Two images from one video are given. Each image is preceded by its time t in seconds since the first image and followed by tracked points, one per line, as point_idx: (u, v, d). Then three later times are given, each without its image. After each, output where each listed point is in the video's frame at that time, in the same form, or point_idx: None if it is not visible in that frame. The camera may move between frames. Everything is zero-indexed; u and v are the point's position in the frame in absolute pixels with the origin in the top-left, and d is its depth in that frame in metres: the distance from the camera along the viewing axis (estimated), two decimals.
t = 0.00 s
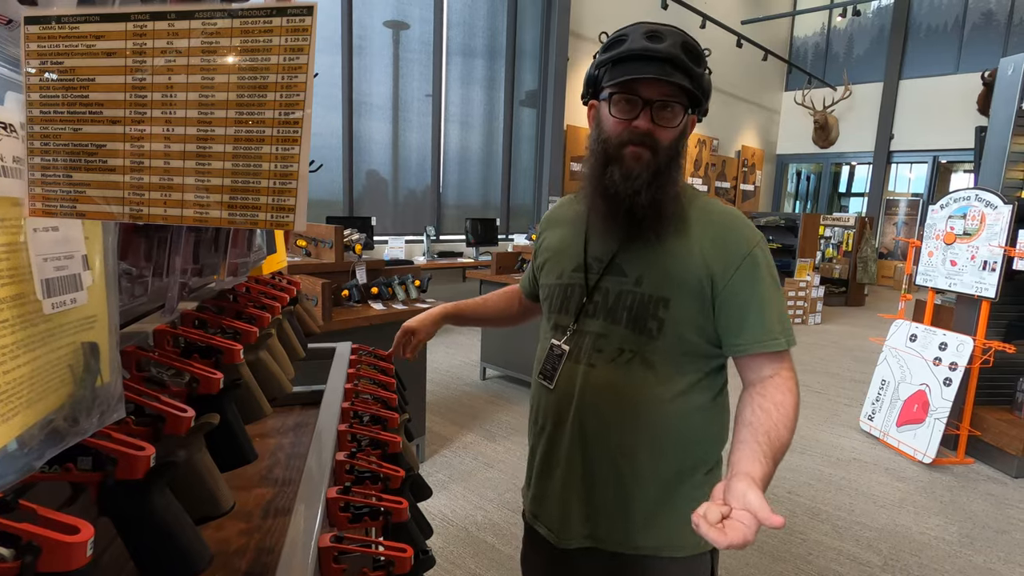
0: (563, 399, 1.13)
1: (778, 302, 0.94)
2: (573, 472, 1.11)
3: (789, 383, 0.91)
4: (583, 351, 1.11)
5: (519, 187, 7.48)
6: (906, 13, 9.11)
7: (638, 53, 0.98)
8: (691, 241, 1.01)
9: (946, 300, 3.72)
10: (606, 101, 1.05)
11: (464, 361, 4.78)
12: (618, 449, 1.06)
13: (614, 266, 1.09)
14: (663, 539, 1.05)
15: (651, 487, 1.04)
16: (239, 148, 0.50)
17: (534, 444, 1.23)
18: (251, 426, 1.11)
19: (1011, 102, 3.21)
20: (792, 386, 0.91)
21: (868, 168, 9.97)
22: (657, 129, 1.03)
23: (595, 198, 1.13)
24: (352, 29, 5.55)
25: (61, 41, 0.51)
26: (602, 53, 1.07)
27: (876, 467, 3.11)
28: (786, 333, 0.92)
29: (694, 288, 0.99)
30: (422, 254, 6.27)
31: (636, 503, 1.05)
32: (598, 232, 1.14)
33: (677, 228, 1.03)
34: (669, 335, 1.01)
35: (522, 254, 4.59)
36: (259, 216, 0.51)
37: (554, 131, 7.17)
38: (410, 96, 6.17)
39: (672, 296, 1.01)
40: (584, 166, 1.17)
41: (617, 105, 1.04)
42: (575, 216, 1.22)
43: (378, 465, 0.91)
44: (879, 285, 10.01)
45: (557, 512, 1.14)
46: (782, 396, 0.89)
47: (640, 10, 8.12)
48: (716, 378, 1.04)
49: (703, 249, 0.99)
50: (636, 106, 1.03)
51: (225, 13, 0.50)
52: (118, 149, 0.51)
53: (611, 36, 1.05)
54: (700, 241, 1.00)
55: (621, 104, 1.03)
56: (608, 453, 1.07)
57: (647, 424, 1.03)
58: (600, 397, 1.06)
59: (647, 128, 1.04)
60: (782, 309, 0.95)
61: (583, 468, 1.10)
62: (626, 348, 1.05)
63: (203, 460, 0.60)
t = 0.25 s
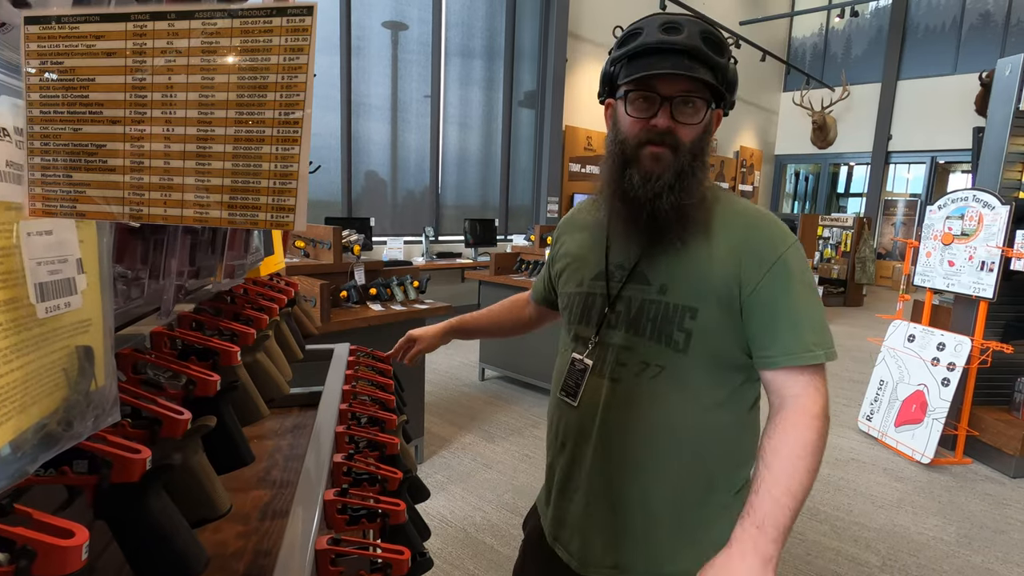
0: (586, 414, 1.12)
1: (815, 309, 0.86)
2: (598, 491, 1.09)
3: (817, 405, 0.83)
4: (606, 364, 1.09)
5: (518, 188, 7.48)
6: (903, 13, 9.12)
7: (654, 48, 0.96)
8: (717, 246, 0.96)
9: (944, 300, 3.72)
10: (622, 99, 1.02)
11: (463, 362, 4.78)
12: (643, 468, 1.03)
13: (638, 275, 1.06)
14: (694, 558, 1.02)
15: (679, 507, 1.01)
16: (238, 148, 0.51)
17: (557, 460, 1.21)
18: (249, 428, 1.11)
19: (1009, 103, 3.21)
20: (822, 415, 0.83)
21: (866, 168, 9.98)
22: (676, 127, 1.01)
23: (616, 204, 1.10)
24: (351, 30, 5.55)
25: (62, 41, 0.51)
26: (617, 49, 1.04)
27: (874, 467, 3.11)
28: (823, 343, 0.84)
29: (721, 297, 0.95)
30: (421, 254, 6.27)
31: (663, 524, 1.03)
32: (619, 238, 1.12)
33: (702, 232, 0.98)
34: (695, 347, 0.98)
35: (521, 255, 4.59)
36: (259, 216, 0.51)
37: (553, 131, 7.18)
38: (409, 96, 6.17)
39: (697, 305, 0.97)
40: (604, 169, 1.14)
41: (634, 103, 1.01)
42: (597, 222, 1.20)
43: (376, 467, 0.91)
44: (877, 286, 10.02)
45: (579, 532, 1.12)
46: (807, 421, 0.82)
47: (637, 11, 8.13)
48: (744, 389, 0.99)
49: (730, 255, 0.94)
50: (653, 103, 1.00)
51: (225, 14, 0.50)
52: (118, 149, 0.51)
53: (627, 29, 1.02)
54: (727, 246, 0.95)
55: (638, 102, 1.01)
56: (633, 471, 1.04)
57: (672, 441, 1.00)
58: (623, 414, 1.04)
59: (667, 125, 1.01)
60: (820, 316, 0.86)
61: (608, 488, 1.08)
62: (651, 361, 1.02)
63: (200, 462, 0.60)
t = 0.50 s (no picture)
0: (600, 421, 1.10)
1: (835, 316, 0.87)
2: (611, 501, 1.07)
3: (825, 419, 0.87)
4: (621, 369, 1.08)
5: (516, 188, 7.49)
6: (901, 14, 9.14)
7: (675, 43, 0.95)
8: (737, 250, 0.95)
9: (942, 300, 3.73)
10: (640, 96, 1.02)
11: (462, 363, 4.78)
12: (659, 478, 1.00)
13: (654, 278, 1.05)
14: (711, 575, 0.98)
15: (696, 520, 0.98)
16: (238, 148, 0.51)
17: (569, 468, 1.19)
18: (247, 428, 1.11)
19: (1006, 103, 3.22)
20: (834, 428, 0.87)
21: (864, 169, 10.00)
22: (697, 126, 1.01)
23: (634, 206, 1.11)
24: (350, 30, 5.55)
25: (62, 41, 0.52)
26: (636, 44, 1.04)
27: (873, 467, 3.12)
28: (843, 352, 0.85)
29: (740, 303, 0.94)
30: (420, 255, 6.27)
31: (679, 537, 0.99)
32: (634, 240, 1.11)
33: (721, 235, 0.97)
34: (714, 351, 0.96)
35: (520, 255, 4.59)
36: (259, 216, 0.51)
37: (552, 132, 7.19)
38: (408, 97, 6.17)
39: (717, 310, 0.96)
40: (620, 168, 1.14)
41: (652, 101, 1.01)
42: (611, 224, 1.19)
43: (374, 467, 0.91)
44: (876, 286, 10.04)
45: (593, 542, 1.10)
46: (810, 443, 0.86)
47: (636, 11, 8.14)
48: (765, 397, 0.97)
49: (751, 258, 0.94)
50: (674, 101, 1.00)
51: (225, 14, 0.50)
52: (118, 149, 0.51)
53: (648, 25, 1.02)
54: (747, 250, 0.94)
55: (657, 99, 1.01)
56: (649, 482, 1.02)
57: (691, 451, 0.98)
58: (640, 421, 1.02)
59: (686, 124, 1.01)
60: (840, 321, 0.87)
61: (622, 498, 1.06)
62: (668, 367, 1.01)
63: (196, 462, 0.59)
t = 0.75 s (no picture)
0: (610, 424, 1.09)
1: (849, 315, 0.88)
2: (623, 508, 1.04)
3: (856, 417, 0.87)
4: (630, 371, 1.07)
5: (515, 188, 7.49)
6: (900, 15, 9.16)
7: (687, 40, 0.96)
8: (749, 249, 0.96)
9: (940, 300, 3.73)
10: (649, 93, 1.02)
11: (461, 363, 4.78)
12: (673, 482, 0.99)
13: (664, 279, 1.05)
14: None
15: (711, 525, 0.97)
16: (238, 148, 0.51)
17: (582, 476, 1.16)
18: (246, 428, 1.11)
19: (1004, 103, 3.22)
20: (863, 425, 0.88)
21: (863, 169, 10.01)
22: (706, 124, 1.01)
23: (642, 205, 1.10)
24: (348, 30, 5.55)
25: (62, 40, 0.52)
26: (645, 42, 1.05)
27: (872, 467, 3.12)
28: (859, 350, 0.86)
29: (753, 303, 0.95)
30: (419, 255, 6.26)
31: (695, 542, 0.98)
32: (642, 241, 1.11)
33: (732, 235, 0.98)
34: (727, 352, 0.96)
35: (519, 255, 4.59)
36: (259, 216, 0.51)
37: (550, 133, 7.18)
38: (406, 97, 6.17)
39: (729, 311, 0.97)
40: (627, 167, 1.14)
41: (662, 97, 1.01)
42: (617, 226, 1.19)
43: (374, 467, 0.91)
44: (875, 286, 10.04)
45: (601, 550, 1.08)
46: (850, 446, 0.85)
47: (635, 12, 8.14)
48: (775, 399, 0.97)
49: (764, 257, 0.94)
50: (683, 98, 1.00)
51: (225, 14, 0.50)
52: (118, 149, 0.51)
53: (658, 22, 1.02)
54: (760, 249, 0.95)
55: (667, 96, 1.01)
56: (662, 486, 1.00)
57: (704, 453, 0.97)
58: (652, 423, 1.01)
59: (695, 121, 1.01)
60: (853, 319, 0.89)
61: (632, 504, 1.03)
62: (680, 368, 1.00)
63: (195, 462, 0.59)
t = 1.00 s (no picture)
0: (609, 426, 1.09)
1: (849, 320, 0.89)
2: (623, 510, 1.04)
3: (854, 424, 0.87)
4: (630, 372, 1.07)
5: (514, 189, 7.49)
6: (898, 16, 9.17)
7: (693, 41, 0.96)
8: (751, 252, 0.96)
9: (939, 301, 3.74)
10: (656, 93, 1.03)
11: (460, 364, 4.78)
12: (673, 484, 0.99)
13: (666, 280, 1.05)
14: None
15: (709, 527, 0.98)
16: (239, 148, 0.51)
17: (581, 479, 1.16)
18: (245, 430, 1.11)
19: (1002, 105, 3.23)
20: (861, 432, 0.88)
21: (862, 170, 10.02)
22: (712, 125, 1.01)
23: (645, 206, 1.11)
24: (347, 31, 5.56)
25: (62, 41, 0.52)
26: (651, 43, 1.05)
27: (870, 468, 3.12)
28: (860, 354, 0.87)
29: (753, 306, 0.95)
30: (418, 256, 6.27)
31: (694, 545, 0.98)
32: (643, 242, 1.12)
33: (734, 237, 0.99)
34: (728, 353, 0.97)
35: (518, 256, 4.59)
36: (260, 216, 0.51)
37: (550, 134, 7.18)
38: (405, 98, 6.17)
39: (729, 312, 0.97)
40: (632, 167, 1.15)
41: (668, 97, 1.02)
42: (619, 227, 1.19)
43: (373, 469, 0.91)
44: (873, 287, 10.06)
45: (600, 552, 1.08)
46: (847, 453, 0.85)
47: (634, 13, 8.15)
48: (774, 402, 0.98)
49: (765, 260, 0.95)
50: (689, 99, 1.01)
51: (226, 13, 0.50)
52: (118, 149, 0.52)
53: (665, 24, 1.03)
54: (761, 252, 0.96)
55: (674, 95, 1.01)
56: (663, 488, 1.00)
57: (703, 456, 0.97)
58: (651, 425, 1.01)
59: (701, 121, 1.01)
60: (853, 323, 0.89)
61: (631, 507, 1.03)
62: (680, 369, 1.01)
63: (195, 464, 0.60)
